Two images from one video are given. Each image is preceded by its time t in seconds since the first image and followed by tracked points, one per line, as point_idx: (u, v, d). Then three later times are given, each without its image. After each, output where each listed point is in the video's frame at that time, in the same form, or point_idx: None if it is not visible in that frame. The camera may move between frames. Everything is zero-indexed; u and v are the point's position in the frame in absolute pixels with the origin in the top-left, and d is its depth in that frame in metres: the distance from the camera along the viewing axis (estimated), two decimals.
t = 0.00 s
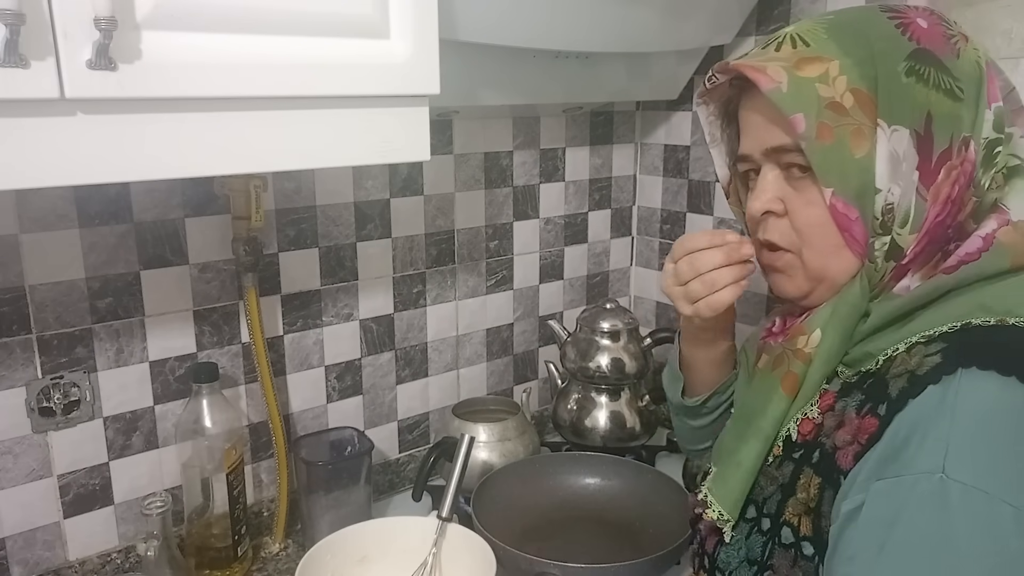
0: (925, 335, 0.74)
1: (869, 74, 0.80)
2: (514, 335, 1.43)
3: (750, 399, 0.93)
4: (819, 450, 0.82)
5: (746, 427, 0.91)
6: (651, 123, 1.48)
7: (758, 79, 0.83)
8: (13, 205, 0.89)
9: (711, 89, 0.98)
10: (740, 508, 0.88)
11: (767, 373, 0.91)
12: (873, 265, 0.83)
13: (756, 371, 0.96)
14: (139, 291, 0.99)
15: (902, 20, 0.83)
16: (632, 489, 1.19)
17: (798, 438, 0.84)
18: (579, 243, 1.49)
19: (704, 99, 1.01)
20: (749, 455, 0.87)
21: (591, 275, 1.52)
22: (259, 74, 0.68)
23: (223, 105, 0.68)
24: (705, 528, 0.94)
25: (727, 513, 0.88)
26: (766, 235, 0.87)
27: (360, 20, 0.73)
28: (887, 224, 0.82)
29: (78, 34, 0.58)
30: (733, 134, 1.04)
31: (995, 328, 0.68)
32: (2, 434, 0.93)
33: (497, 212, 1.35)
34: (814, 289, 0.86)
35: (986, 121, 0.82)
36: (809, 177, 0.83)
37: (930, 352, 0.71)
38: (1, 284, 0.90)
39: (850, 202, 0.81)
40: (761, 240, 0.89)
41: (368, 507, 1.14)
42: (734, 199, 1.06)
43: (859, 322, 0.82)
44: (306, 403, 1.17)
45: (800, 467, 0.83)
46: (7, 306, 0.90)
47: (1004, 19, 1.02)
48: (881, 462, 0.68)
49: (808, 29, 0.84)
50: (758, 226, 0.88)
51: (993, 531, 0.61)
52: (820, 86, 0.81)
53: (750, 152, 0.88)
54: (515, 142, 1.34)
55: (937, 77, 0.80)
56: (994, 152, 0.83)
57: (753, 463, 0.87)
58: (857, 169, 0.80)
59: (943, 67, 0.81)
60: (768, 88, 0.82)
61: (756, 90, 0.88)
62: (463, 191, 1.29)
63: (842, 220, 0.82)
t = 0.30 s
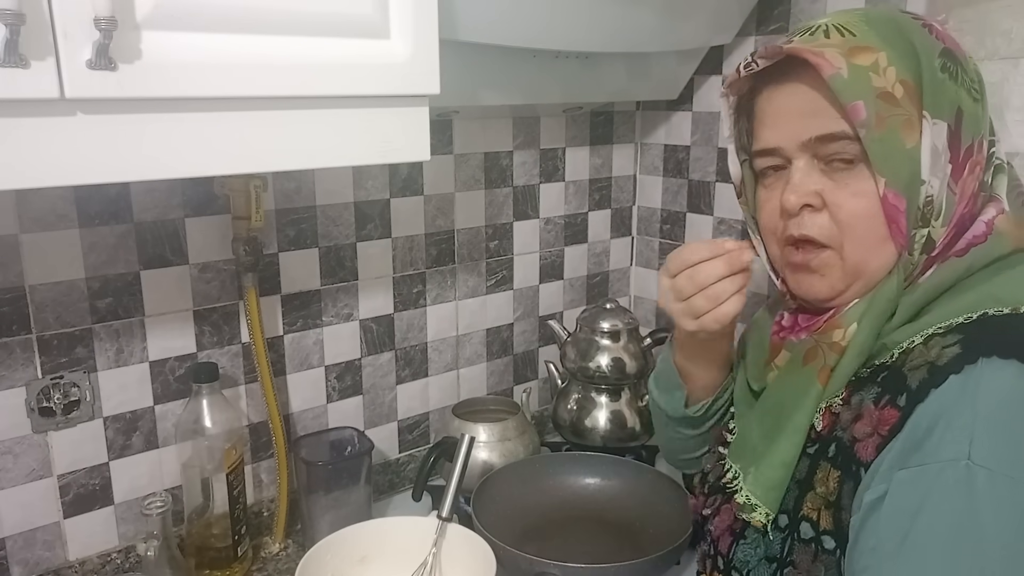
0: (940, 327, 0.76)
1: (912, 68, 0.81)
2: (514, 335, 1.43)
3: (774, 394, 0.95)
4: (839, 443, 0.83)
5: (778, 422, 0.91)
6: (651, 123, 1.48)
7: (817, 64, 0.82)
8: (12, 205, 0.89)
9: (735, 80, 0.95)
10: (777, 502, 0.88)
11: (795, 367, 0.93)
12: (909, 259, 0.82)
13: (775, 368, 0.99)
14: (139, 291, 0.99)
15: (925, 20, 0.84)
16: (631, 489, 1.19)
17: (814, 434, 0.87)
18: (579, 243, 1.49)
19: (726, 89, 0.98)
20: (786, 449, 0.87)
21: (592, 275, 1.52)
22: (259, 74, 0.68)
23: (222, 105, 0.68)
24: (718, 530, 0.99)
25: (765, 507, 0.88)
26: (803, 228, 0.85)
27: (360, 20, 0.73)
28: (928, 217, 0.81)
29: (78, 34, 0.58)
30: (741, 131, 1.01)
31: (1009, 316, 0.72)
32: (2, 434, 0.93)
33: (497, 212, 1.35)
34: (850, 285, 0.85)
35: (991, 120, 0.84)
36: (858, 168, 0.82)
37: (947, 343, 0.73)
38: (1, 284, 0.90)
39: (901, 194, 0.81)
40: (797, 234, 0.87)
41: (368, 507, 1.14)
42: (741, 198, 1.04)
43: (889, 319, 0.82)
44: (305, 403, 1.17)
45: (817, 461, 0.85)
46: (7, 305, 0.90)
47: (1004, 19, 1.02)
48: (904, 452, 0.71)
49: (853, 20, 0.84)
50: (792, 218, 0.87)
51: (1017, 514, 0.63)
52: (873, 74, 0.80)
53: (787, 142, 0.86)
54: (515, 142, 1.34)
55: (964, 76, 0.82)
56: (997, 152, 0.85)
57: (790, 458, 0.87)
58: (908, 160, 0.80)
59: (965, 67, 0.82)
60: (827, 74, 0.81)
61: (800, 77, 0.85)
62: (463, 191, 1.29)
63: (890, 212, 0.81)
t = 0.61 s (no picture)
0: (953, 322, 0.76)
1: (928, 66, 0.81)
2: (514, 335, 1.43)
3: (785, 390, 0.96)
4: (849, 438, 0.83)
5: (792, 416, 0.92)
6: (650, 123, 1.49)
7: (839, 58, 0.83)
8: (13, 205, 0.89)
9: (753, 74, 0.96)
10: (796, 494, 0.88)
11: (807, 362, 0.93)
12: (920, 254, 0.83)
13: (788, 365, 1.00)
14: (140, 291, 0.99)
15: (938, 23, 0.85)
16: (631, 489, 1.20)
17: (828, 429, 0.87)
18: (578, 243, 1.49)
19: (744, 83, 0.98)
20: (803, 441, 0.88)
21: (591, 275, 1.53)
22: (261, 76, 0.68)
23: (224, 105, 0.68)
24: (731, 525, 0.97)
25: (783, 500, 0.88)
26: (820, 219, 0.87)
27: (362, 20, 0.74)
28: (941, 212, 0.82)
29: (80, 35, 0.59)
30: (755, 127, 1.02)
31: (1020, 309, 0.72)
32: (2, 434, 0.93)
33: (496, 212, 1.35)
34: (860, 277, 0.87)
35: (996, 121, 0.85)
36: (875, 161, 0.83)
37: (960, 337, 0.73)
38: (2, 284, 0.90)
39: (917, 186, 0.81)
40: (812, 225, 0.88)
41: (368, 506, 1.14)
42: (753, 193, 1.06)
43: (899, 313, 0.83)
44: (306, 403, 1.17)
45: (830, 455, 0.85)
46: (7, 305, 0.90)
47: (1004, 20, 1.03)
48: (918, 442, 0.71)
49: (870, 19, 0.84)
50: (808, 210, 0.88)
51: None
52: (892, 69, 0.81)
53: (806, 134, 0.87)
54: (514, 142, 1.35)
55: (973, 78, 0.82)
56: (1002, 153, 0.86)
57: (806, 451, 0.87)
58: (923, 154, 0.80)
59: (973, 69, 0.83)
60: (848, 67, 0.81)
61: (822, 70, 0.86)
62: (463, 191, 1.29)
63: (905, 205, 0.82)
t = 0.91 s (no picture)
0: (951, 323, 0.76)
1: (906, 74, 0.81)
2: (514, 335, 1.43)
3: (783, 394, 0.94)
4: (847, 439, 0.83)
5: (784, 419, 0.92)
6: (651, 123, 1.48)
7: (811, 76, 0.82)
8: (12, 205, 0.89)
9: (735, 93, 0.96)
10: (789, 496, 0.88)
11: (802, 365, 0.93)
12: (912, 258, 0.82)
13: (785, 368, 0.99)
14: (140, 291, 0.99)
15: (921, 26, 0.84)
16: (631, 489, 1.19)
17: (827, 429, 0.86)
18: (579, 243, 1.49)
19: (727, 102, 0.99)
20: (795, 446, 0.88)
21: (591, 275, 1.52)
22: (260, 75, 0.68)
23: (223, 105, 0.68)
24: (732, 523, 0.97)
25: (774, 503, 0.88)
26: (806, 234, 0.85)
27: (361, 20, 0.73)
28: (930, 218, 0.81)
29: (80, 35, 0.59)
30: (744, 141, 1.02)
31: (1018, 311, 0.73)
32: (2, 434, 0.93)
33: (497, 212, 1.35)
34: (854, 284, 0.85)
35: (988, 118, 0.85)
36: (857, 173, 0.83)
37: (957, 340, 0.73)
38: (2, 284, 0.90)
39: (902, 195, 0.81)
40: (800, 240, 0.87)
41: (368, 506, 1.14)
42: (747, 206, 1.05)
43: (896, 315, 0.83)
44: (306, 403, 1.17)
45: (828, 456, 0.84)
46: (7, 305, 0.90)
47: (1004, 20, 1.03)
48: (911, 444, 0.70)
49: (843, 31, 0.84)
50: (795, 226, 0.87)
51: None
52: (868, 83, 0.81)
53: (787, 152, 0.87)
54: (515, 142, 1.34)
55: (959, 78, 0.82)
56: (998, 150, 0.85)
57: (798, 454, 0.87)
58: (906, 163, 0.80)
59: (958, 69, 0.83)
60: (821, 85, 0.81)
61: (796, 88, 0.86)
62: (463, 191, 1.29)
63: (890, 214, 0.81)
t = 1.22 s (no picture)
0: (959, 328, 0.74)
1: (858, 90, 0.82)
2: (514, 335, 1.43)
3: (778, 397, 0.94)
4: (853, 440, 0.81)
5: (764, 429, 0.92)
6: (651, 123, 1.48)
7: (752, 106, 0.86)
8: (12, 205, 0.89)
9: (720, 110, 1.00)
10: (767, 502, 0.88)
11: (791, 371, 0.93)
12: (879, 269, 0.85)
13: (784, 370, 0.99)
14: (140, 291, 0.99)
15: (892, 32, 0.83)
16: (631, 489, 1.19)
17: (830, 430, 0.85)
18: (579, 243, 1.49)
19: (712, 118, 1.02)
20: (773, 453, 0.88)
21: (591, 275, 1.52)
22: (260, 75, 0.68)
23: (225, 105, 0.68)
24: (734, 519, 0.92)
25: (753, 508, 0.88)
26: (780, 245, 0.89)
27: (360, 20, 0.73)
28: (890, 230, 0.84)
29: (79, 34, 0.59)
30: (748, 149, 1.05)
31: None
32: (2, 434, 0.93)
33: (496, 212, 1.35)
34: (830, 293, 0.88)
35: (987, 119, 0.80)
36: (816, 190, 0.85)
37: (964, 345, 0.71)
38: (2, 284, 0.90)
39: (850, 211, 0.83)
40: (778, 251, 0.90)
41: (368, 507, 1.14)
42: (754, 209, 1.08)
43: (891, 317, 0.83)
44: (306, 403, 1.17)
45: (832, 456, 0.83)
46: (7, 305, 0.90)
47: (1004, 20, 1.02)
48: (916, 449, 0.69)
49: (799, 51, 0.85)
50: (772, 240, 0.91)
51: None
52: (811, 105, 0.83)
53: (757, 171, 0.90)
54: (515, 142, 1.34)
55: (929, 85, 0.80)
56: (1004, 151, 0.81)
57: (777, 460, 0.88)
58: (855, 180, 0.82)
59: (933, 74, 0.80)
60: (763, 115, 0.85)
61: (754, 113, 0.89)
62: (463, 191, 1.29)
63: (844, 230, 0.83)
